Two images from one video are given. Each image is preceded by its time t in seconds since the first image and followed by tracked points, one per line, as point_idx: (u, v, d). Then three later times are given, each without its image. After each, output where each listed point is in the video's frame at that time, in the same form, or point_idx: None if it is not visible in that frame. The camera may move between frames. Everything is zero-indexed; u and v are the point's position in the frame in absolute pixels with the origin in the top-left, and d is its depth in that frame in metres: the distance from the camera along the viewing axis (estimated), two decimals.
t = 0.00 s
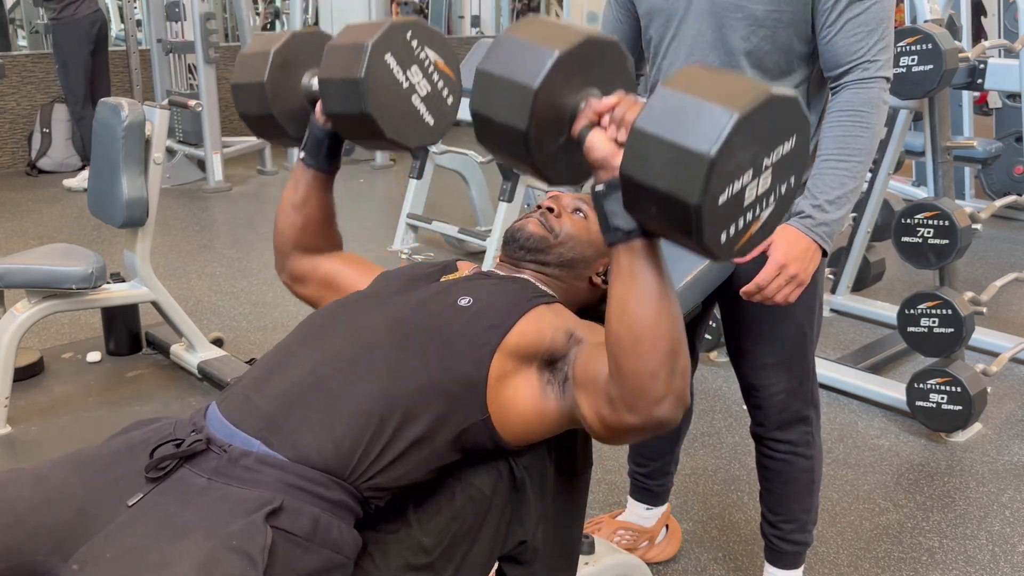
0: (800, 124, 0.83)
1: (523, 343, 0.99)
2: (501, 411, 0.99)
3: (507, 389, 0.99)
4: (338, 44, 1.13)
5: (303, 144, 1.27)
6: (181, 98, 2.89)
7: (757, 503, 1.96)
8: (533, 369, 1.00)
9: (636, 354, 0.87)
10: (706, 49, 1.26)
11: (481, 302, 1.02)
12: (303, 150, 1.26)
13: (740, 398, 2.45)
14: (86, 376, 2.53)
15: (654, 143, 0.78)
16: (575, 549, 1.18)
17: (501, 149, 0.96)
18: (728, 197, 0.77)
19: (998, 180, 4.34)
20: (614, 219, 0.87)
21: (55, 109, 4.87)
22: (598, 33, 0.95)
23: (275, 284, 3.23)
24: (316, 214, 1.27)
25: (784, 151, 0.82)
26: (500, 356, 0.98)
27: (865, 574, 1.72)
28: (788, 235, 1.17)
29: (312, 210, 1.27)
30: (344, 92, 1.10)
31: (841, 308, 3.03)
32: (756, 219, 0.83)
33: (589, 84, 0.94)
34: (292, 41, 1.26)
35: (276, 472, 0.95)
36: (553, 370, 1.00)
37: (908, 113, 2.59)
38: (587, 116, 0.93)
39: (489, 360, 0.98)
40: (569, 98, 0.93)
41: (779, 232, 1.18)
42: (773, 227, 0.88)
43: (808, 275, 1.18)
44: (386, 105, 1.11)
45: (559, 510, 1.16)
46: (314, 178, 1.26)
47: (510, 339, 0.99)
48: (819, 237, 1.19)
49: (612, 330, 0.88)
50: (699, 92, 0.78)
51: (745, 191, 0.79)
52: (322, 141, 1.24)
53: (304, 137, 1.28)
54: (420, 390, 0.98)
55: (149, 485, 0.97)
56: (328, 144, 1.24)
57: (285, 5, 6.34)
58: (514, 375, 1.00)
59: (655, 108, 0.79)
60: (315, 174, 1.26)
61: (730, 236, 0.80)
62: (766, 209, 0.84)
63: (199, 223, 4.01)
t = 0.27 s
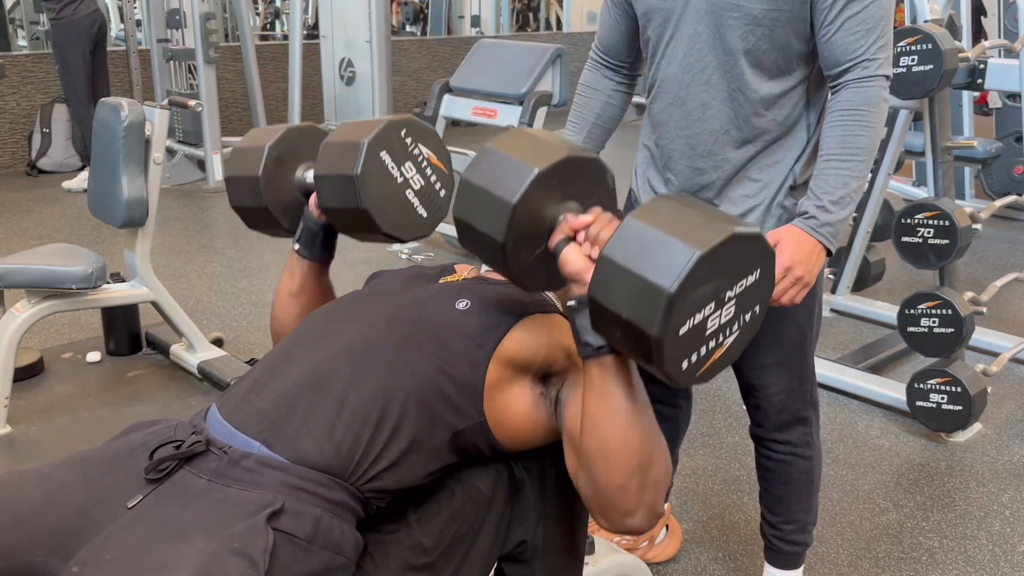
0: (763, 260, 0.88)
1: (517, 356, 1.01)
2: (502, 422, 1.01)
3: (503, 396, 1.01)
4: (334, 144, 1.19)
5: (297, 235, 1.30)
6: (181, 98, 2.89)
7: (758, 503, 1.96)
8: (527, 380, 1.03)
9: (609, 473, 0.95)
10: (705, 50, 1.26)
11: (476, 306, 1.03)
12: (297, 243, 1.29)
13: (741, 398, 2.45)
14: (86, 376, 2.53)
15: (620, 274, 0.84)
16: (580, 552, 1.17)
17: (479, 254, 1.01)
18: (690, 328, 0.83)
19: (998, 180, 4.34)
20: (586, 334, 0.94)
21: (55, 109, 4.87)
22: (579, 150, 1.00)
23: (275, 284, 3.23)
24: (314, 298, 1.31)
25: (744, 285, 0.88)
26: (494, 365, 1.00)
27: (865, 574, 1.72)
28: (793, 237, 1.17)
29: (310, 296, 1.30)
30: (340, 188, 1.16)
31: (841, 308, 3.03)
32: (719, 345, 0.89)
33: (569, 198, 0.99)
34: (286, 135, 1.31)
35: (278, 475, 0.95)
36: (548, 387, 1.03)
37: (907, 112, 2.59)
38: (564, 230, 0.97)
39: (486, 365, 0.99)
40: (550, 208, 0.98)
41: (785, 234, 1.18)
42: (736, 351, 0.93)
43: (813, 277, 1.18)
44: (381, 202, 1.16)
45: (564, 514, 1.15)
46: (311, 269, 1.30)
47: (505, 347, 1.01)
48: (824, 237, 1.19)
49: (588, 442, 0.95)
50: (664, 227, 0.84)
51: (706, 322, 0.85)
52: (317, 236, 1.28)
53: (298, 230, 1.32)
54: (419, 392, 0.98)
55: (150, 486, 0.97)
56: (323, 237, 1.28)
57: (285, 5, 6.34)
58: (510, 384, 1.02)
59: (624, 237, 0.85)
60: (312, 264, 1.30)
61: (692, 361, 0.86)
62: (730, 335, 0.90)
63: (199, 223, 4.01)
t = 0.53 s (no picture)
0: (739, 320, 0.87)
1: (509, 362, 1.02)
2: (501, 424, 1.02)
3: (496, 400, 1.01)
4: (331, 182, 1.24)
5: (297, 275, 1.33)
6: (181, 99, 2.88)
7: (757, 503, 1.95)
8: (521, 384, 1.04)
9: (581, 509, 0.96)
10: (705, 51, 1.26)
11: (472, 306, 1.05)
12: (298, 283, 1.32)
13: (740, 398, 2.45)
14: (86, 376, 2.53)
15: (593, 333, 0.84)
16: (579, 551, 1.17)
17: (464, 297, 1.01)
18: (660, 388, 0.83)
19: (998, 180, 4.34)
20: (564, 381, 0.94)
21: (54, 108, 4.86)
22: (564, 195, 1.02)
23: (275, 284, 3.23)
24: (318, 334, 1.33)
25: (722, 342, 0.87)
26: (489, 369, 1.00)
27: (865, 574, 1.71)
28: (792, 236, 1.17)
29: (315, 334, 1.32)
30: (342, 220, 1.21)
31: (841, 308, 3.03)
32: (694, 401, 0.88)
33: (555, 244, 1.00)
34: (279, 179, 1.36)
35: (276, 475, 0.94)
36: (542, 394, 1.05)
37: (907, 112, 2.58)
38: (547, 276, 0.97)
39: (482, 365, 1.00)
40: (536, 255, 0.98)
41: (784, 233, 1.18)
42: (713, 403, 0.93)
43: (812, 277, 1.18)
44: (381, 230, 1.21)
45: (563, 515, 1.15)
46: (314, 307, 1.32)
47: (496, 353, 1.01)
48: (823, 238, 1.19)
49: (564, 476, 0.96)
50: (637, 288, 0.84)
51: (679, 380, 0.85)
52: (318, 273, 1.31)
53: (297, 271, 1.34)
54: (417, 393, 0.98)
55: (148, 486, 0.97)
56: (324, 275, 1.31)
57: (285, 5, 6.34)
58: (502, 388, 1.02)
59: (599, 295, 0.85)
60: (314, 303, 1.32)
61: (663, 419, 0.86)
62: (704, 392, 0.88)
63: (199, 223, 4.01)
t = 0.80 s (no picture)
0: (769, 233, 0.88)
1: (524, 345, 1.00)
2: (505, 410, 1.01)
3: (508, 383, 1.01)
4: (332, 105, 1.18)
5: (297, 212, 1.30)
6: (181, 99, 2.88)
7: (757, 503, 1.95)
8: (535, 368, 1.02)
9: (616, 438, 0.94)
10: (705, 52, 1.26)
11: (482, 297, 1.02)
12: (297, 219, 1.29)
13: (740, 398, 2.45)
14: (86, 376, 2.53)
15: (623, 242, 0.84)
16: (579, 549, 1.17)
17: (486, 218, 1.02)
18: (690, 298, 0.83)
19: (998, 180, 4.34)
20: (591, 306, 0.94)
21: (54, 108, 4.86)
22: (591, 120, 1.00)
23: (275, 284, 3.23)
24: (314, 275, 1.28)
25: (753, 256, 0.88)
26: (499, 352, 0.99)
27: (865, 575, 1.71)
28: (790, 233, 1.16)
29: (310, 272, 1.28)
30: (341, 145, 1.15)
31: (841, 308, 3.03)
32: (724, 318, 0.88)
33: (579, 167, 0.99)
34: (279, 115, 1.33)
35: (281, 467, 0.95)
36: (553, 374, 1.04)
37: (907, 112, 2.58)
38: (573, 199, 0.98)
39: (488, 354, 0.99)
40: (560, 177, 0.98)
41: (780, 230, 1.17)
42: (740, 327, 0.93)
43: (807, 274, 1.16)
44: (383, 157, 1.15)
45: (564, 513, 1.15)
46: (312, 244, 1.28)
47: (506, 338, 1.00)
48: (819, 235, 1.17)
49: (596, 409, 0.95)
50: (667, 196, 0.84)
51: (709, 292, 0.85)
52: (317, 208, 1.27)
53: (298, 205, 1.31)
54: (420, 383, 0.98)
55: (153, 480, 0.97)
56: (324, 209, 1.28)
57: (285, 5, 6.34)
58: (515, 370, 1.01)
59: (628, 207, 0.85)
60: (313, 240, 1.28)
61: (692, 333, 0.86)
62: (733, 309, 0.89)
63: (199, 223, 4.01)
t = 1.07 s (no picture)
0: (807, 148, 0.83)
1: (525, 332, 1.00)
2: (508, 404, 1.00)
3: (509, 374, 1.00)
4: (331, 37, 1.16)
5: (300, 149, 1.27)
6: (181, 98, 2.88)
7: (757, 503, 1.95)
8: (533, 358, 1.01)
9: (654, 362, 0.85)
10: (705, 53, 1.26)
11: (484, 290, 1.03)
12: (300, 156, 1.25)
13: (740, 398, 2.45)
14: (86, 376, 2.53)
15: (656, 160, 0.79)
16: (577, 552, 1.16)
17: (508, 154, 0.97)
18: (729, 216, 0.78)
19: (998, 180, 4.33)
20: (621, 233, 0.87)
21: (54, 108, 4.86)
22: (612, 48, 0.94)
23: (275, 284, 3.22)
24: (315, 216, 1.26)
25: (789, 171, 0.82)
26: (501, 340, 0.99)
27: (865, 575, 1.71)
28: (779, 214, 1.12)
29: (314, 213, 1.25)
30: (340, 78, 1.13)
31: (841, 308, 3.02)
32: (759, 238, 0.84)
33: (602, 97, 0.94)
34: (281, 52, 1.31)
35: (279, 456, 0.94)
36: (558, 364, 1.00)
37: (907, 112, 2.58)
38: (598, 128, 0.92)
39: (490, 343, 0.99)
40: (584, 108, 0.93)
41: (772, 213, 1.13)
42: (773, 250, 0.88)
43: (794, 255, 1.07)
44: (382, 88, 1.13)
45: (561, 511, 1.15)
46: (314, 181, 1.25)
47: (513, 325, 1.00)
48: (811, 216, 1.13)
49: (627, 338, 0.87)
50: (702, 111, 0.79)
51: (747, 210, 0.80)
52: (319, 145, 1.24)
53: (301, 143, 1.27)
54: (422, 372, 0.98)
55: (152, 472, 0.97)
56: (326, 147, 1.24)
57: (285, 5, 6.34)
58: (516, 362, 1.01)
59: (660, 125, 0.80)
60: (315, 178, 1.25)
61: (730, 254, 0.81)
62: (769, 230, 0.84)
63: (198, 223, 4.00)
